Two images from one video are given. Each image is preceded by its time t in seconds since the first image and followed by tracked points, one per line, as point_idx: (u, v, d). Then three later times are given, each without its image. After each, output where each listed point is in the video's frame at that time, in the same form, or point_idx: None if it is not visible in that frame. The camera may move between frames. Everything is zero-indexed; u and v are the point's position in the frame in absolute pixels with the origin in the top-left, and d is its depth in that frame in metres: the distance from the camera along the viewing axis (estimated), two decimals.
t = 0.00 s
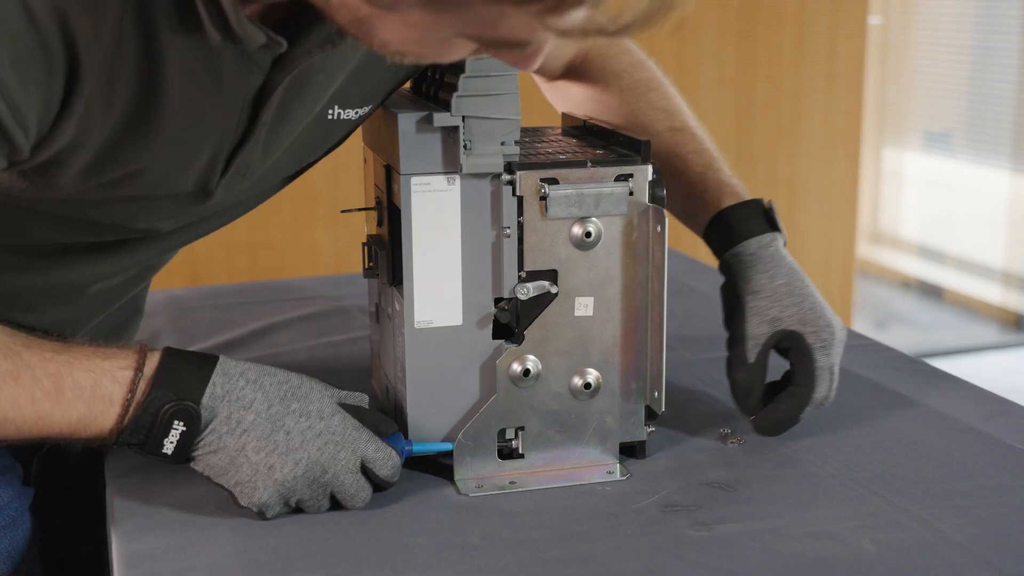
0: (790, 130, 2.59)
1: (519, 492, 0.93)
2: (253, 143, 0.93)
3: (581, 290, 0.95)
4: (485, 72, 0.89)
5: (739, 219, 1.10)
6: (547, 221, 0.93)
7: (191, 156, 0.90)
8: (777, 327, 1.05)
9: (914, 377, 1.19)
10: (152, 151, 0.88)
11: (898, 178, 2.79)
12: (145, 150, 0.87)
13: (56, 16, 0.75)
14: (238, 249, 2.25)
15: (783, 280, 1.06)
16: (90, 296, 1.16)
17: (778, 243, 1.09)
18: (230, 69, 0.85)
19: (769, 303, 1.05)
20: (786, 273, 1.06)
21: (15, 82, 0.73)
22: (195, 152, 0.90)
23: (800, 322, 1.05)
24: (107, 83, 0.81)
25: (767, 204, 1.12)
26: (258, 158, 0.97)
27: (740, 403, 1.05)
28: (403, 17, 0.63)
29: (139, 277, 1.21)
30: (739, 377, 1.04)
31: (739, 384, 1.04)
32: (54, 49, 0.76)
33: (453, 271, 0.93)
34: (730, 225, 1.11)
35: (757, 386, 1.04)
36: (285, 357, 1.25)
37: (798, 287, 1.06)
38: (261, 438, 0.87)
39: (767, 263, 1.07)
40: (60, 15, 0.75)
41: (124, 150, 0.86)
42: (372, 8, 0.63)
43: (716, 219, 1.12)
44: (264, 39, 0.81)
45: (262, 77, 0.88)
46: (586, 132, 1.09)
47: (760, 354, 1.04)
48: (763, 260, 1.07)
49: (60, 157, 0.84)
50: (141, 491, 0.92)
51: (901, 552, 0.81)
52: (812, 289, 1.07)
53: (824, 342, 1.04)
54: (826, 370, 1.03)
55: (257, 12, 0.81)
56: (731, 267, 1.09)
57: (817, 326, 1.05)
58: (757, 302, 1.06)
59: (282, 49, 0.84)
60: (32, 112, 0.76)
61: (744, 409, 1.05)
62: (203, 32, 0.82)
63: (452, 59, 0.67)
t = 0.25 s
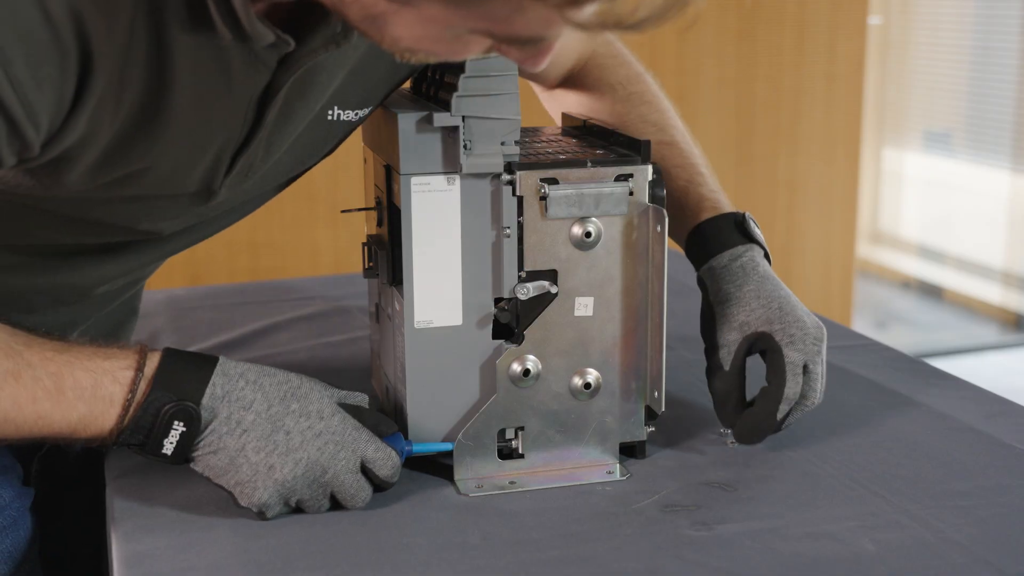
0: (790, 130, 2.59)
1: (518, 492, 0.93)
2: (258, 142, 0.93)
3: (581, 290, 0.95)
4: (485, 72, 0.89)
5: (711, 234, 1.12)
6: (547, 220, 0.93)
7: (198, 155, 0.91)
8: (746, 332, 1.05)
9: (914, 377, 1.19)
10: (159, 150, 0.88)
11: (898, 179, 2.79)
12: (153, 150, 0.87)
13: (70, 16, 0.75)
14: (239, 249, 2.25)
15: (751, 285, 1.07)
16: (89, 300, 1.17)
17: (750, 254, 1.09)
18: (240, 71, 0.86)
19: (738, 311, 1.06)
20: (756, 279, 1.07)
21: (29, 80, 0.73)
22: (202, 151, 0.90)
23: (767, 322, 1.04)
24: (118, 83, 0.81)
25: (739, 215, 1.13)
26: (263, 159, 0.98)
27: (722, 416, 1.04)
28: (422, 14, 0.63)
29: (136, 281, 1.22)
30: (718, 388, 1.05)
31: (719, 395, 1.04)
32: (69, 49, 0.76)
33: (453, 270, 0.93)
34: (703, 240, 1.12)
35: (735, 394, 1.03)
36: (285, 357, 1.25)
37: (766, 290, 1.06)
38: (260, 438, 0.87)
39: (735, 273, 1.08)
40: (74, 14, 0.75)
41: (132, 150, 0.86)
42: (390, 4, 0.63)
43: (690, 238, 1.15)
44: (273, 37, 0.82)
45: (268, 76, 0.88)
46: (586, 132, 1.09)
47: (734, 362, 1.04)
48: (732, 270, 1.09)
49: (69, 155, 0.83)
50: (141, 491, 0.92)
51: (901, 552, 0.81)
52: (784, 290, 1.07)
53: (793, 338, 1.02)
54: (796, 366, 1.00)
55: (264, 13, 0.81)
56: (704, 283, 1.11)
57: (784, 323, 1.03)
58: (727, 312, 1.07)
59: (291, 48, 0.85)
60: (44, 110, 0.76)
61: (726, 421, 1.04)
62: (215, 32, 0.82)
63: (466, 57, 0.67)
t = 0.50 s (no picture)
0: (790, 130, 2.59)
1: (519, 492, 0.93)
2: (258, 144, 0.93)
3: (581, 290, 0.95)
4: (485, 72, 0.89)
5: (721, 238, 1.11)
6: (547, 220, 0.93)
7: (199, 158, 0.91)
8: (753, 339, 1.04)
9: (914, 377, 1.19)
10: (160, 152, 0.88)
11: (898, 179, 2.79)
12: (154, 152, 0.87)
13: (70, 15, 0.75)
14: (239, 249, 2.25)
15: (760, 292, 1.06)
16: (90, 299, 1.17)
17: (762, 263, 1.09)
18: (240, 73, 0.85)
19: (746, 316, 1.05)
20: (765, 287, 1.06)
21: (29, 80, 0.73)
22: (203, 154, 0.90)
23: (775, 332, 1.03)
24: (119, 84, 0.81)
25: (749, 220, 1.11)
26: (263, 159, 0.98)
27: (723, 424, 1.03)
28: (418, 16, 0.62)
29: (137, 281, 1.22)
30: (722, 395, 1.04)
31: (722, 402, 1.03)
32: (69, 50, 0.76)
33: (453, 270, 0.93)
34: (712, 243, 1.11)
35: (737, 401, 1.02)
36: (285, 357, 1.25)
37: (774, 298, 1.05)
38: (260, 439, 0.87)
39: (745, 280, 1.07)
40: (74, 13, 0.75)
41: (133, 152, 0.86)
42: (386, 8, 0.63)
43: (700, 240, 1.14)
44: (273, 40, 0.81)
45: (269, 79, 0.88)
46: (586, 132, 1.09)
47: (739, 368, 1.03)
48: (743, 276, 1.08)
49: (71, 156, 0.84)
50: (141, 491, 0.92)
51: (901, 552, 0.81)
52: (793, 301, 1.06)
53: (800, 349, 1.01)
54: (800, 379, 0.99)
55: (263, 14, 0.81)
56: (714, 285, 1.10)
57: (792, 334, 1.02)
58: (734, 317, 1.06)
59: (291, 50, 0.84)
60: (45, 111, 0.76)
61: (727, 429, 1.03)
62: (215, 34, 0.82)
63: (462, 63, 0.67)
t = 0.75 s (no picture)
0: (790, 130, 2.59)
1: (519, 492, 0.93)
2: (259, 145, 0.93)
3: (581, 290, 0.95)
4: (484, 72, 0.89)
5: (739, 221, 1.09)
6: (547, 220, 0.93)
7: (200, 159, 0.91)
8: (763, 328, 1.02)
9: (914, 377, 1.19)
10: (161, 153, 0.88)
11: (898, 179, 2.79)
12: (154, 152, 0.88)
13: (69, 18, 0.74)
14: (238, 249, 2.25)
15: (776, 282, 1.04)
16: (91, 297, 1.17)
17: (778, 251, 1.07)
18: (241, 76, 0.85)
19: (760, 304, 1.03)
20: (781, 276, 1.05)
21: (27, 86, 0.72)
22: (205, 154, 0.91)
23: (787, 325, 1.01)
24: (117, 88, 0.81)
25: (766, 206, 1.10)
26: (262, 158, 0.98)
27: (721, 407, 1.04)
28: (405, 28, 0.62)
29: (140, 280, 1.22)
30: (723, 378, 1.03)
31: (722, 385, 1.03)
32: (68, 54, 0.75)
33: (453, 270, 0.93)
34: (730, 223, 1.10)
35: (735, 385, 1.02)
36: (284, 357, 1.25)
37: (789, 291, 1.03)
38: (259, 438, 0.87)
39: (762, 267, 1.06)
40: (72, 18, 0.74)
41: (134, 153, 0.87)
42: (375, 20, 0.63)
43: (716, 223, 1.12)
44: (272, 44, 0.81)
45: (270, 83, 0.87)
46: (586, 132, 1.09)
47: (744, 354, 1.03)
48: (759, 261, 1.06)
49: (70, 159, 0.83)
50: (142, 491, 0.92)
51: (901, 552, 0.81)
52: (807, 296, 1.04)
53: (808, 348, 1.00)
54: (804, 378, 1.00)
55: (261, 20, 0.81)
56: (728, 269, 1.09)
57: (804, 330, 1.01)
58: (747, 301, 1.04)
59: (291, 55, 0.84)
60: (42, 116, 0.75)
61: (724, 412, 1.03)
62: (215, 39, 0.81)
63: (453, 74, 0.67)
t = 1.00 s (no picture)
0: (790, 130, 2.59)
1: (518, 492, 0.93)
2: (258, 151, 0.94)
3: (581, 290, 0.95)
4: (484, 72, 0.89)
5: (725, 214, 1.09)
6: (547, 220, 0.93)
7: (199, 165, 0.92)
8: (728, 327, 1.01)
9: (914, 377, 1.19)
10: (160, 158, 0.88)
11: (898, 179, 2.79)
12: (153, 158, 0.88)
13: (67, 31, 0.74)
14: (238, 249, 2.25)
15: (749, 288, 1.04)
16: (93, 297, 1.17)
17: (757, 253, 1.07)
18: (240, 83, 0.86)
19: (732, 303, 1.02)
20: (754, 283, 1.04)
21: (25, 96, 0.72)
22: (205, 160, 0.91)
23: (747, 338, 1.01)
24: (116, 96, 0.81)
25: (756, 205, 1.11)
26: (262, 162, 0.98)
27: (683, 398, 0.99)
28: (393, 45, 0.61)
29: (142, 280, 1.22)
30: (692, 368, 1.00)
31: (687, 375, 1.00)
32: (66, 65, 0.75)
33: (454, 270, 0.93)
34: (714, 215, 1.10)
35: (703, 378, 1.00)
36: (285, 357, 1.25)
37: (758, 302, 1.03)
38: (258, 438, 0.87)
39: (740, 264, 1.05)
40: (70, 30, 0.74)
41: (133, 158, 0.87)
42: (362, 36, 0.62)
43: (705, 206, 1.11)
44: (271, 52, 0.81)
45: (269, 88, 0.88)
46: (587, 132, 1.09)
47: (709, 345, 1.01)
48: (738, 258, 1.05)
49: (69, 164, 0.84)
50: (142, 491, 0.92)
51: (901, 552, 0.81)
52: (770, 314, 1.04)
53: (753, 370, 1.00)
54: (735, 392, 1.00)
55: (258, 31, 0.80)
56: (705, 252, 1.08)
57: (756, 347, 1.01)
58: (719, 293, 1.03)
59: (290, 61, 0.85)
60: (39, 123, 0.75)
61: (685, 405, 0.99)
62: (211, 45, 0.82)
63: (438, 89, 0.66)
